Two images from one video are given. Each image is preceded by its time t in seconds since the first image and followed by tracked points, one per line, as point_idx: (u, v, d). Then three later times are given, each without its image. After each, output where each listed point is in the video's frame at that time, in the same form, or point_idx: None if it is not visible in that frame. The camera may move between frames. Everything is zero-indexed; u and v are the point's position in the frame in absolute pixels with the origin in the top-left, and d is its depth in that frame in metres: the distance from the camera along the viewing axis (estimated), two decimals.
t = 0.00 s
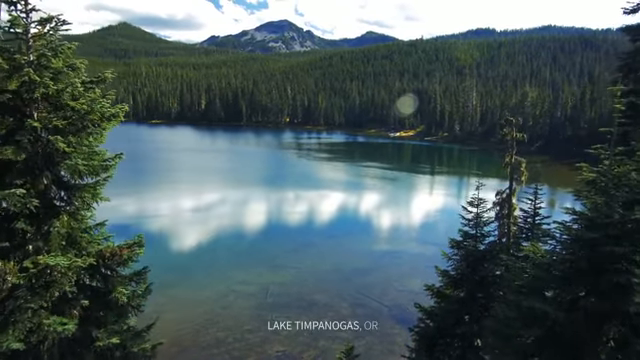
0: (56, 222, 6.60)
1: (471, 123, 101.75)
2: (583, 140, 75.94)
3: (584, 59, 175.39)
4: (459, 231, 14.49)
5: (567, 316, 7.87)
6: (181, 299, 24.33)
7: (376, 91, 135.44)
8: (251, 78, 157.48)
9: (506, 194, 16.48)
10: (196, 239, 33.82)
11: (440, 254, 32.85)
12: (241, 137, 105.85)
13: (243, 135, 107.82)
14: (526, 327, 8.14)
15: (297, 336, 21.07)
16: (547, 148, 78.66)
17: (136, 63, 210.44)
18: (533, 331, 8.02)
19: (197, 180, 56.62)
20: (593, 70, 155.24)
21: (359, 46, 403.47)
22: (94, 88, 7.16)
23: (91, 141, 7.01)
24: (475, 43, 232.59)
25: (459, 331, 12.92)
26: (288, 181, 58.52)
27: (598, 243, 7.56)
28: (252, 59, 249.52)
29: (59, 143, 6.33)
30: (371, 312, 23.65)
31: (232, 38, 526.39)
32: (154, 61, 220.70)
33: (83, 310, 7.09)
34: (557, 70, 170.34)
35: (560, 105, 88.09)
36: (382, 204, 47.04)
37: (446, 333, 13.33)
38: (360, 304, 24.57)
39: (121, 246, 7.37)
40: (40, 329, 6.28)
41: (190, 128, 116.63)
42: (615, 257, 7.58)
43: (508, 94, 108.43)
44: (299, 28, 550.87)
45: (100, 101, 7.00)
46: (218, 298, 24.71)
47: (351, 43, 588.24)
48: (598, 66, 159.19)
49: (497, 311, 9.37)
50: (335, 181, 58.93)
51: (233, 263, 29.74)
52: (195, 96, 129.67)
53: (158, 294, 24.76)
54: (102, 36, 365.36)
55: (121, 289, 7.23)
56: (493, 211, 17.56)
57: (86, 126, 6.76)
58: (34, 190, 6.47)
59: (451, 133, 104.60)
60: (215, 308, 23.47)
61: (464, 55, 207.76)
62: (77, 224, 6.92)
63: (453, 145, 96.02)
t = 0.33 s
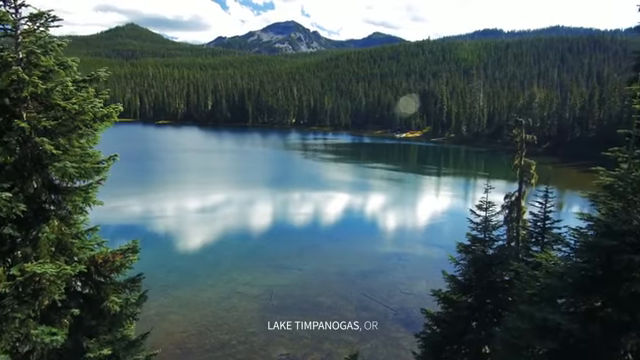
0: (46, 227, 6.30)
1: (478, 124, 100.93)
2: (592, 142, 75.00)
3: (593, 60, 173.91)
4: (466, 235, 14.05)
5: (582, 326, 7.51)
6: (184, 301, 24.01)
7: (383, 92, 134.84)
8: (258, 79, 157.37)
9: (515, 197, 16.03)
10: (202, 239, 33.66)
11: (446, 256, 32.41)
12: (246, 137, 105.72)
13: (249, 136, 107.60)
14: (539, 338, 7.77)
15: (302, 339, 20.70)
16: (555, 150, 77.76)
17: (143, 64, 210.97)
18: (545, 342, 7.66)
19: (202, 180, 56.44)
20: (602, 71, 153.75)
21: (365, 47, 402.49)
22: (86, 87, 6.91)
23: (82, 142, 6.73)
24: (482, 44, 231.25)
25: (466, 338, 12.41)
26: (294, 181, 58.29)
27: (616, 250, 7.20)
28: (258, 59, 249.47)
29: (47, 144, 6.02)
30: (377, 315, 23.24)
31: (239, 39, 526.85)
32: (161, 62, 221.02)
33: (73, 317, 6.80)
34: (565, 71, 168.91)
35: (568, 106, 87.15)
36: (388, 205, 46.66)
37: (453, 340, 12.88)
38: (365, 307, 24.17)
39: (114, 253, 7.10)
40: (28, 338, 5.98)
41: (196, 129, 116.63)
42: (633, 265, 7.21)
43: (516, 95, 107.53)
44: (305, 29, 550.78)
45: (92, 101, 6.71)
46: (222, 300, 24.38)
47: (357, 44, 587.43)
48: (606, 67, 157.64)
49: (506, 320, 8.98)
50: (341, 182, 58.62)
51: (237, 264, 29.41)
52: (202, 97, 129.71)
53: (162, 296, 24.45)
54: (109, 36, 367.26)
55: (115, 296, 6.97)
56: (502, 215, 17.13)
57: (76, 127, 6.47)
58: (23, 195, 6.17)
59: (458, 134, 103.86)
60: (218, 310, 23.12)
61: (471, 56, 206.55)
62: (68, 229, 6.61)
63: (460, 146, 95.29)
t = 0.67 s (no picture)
0: (34, 233, 5.96)
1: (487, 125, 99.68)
2: (601, 143, 74.06)
3: (602, 61, 172.27)
4: (476, 239, 13.57)
5: (602, 339, 7.07)
6: (189, 303, 23.70)
7: (390, 93, 134.19)
8: (265, 80, 157.31)
9: (527, 200, 15.63)
10: (208, 239, 33.48)
11: (454, 258, 31.95)
12: (253, 138, 105.50)
13: (256, 137, 107.49)
14: (555, 351, 7.33)
15: (307, 342, 20.35)
16: (565, 151, 76.77)
17: (151, 65, 211.53)
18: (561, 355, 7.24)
19: (209, 181, 56.21)
20: (612, 72, 152.23)
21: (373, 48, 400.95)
22: (81, 86, 6.68)
23: (75, 145, 6.47)
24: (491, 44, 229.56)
25: (474, 345, 11.85)
26: (301, 182, 57.98)
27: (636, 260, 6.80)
28: (266, 60, 249.33)
29: (35, 146, 5.72)
30: (383, 318, 22.81)
31: (247, 40, 528.17)
32: (169, 64, 221.72)
33: (65, 327, 6.55)
34: (574, 72, 167.45)
35: (578, 107, 86.19)
36: (395, 206, 46.18)
37: (462, 348, 12.38)
38: (371, 310, 23.74)
39: (110, 260, 6.89)
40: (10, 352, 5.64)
41: (203, 130, 116.65)
42: None
43: (524, 96, 106.62)
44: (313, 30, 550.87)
45: (86, 100, 6.45)
46: (227, 302, 24.07)
47: (365, 45, 587.39)
48: (616, 67, 155.89)
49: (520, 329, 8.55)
50: (348, 183, 58.20)
51: (242, 266, 29.08)
52: (209, 98, 129.93)
53: (167, 298, 24.17)
54: (118, 37, 369.82)
55: (108, 305, 6.72)
56: (513, 218, 16.64)
57: (68, 129, 6.21)
58: (11, 200, 5.88)
59: (465, 135, 102.99)
60: (223, 312, 22.80)
61: (479, 57, 205.35)
62: (60, 236, 6.35)
63: (468, 147, 94.42)
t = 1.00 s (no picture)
0: (26, 237, 5.74)
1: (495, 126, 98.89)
2: (611, 145, 73.07)
3: (611, 62, 170.58)
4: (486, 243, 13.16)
5: (619, 350, 6.74)
6: (194, 305, 23.45)
7: (397, 94, 133.60)
8: (271, 81, 157.24)
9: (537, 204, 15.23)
10: (214, 240, 33.37)
11: (461, 261, 31.51)
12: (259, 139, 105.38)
13: (262, 138, 107.37)
14: None
15: (313, 346, 20.03)
16: (573, 153, 75.92)
17: (159, 65, 212.31)
18: None
19: (215, 182, 55.94)
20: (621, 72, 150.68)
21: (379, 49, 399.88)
22: (77, 85, 6.48)
23: (69, 147, 6.24)
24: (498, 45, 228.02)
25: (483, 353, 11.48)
26: (307, 183, 57.72)
27: None
28: (272, 61, 249.30)
29: (26, 147, 5.47)
30: (390, 321, 22.42)
31: (254, 41, 529.19)
32: (176, 65, 222.47)
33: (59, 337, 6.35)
34: (582, 73, 165.97)
35: (587, 109, 85.18)
36: (401, 208, 45.78)
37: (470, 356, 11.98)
38: (378, 313, 23.37)
39: (107, 266, 6.69)
40: None
41: (209, 131, 116.66)
42: None
43: (532, 97, 105.68)
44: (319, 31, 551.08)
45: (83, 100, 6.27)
46: (232, 304, 23.80)
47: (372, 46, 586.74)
48: (625, 68, 154.12)
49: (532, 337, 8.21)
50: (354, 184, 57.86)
51: (247, 267, 28.80)
52: (216, 100, 130.12)
53: (172, 299, 23.94)
54: (126, 39, 372.10)
55: (104, 312, 6.54)
56: (523, 221, 16.22)
57: (63, 130, 5.99)
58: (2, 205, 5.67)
59: (472, 136, 102.20)
60: (228, 314, 22.52)
61: (486, 58, 204.10)
62: (54, 241, 6.15)
63: (475, 148, 93.74)
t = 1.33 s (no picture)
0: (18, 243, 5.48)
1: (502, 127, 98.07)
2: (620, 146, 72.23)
3: (620, 63, 169.01)
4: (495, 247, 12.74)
5: None
6: (199, 306, 23.25)
7: (403, 94, 133.12)
8: (278, 81, 157.19)
9: (548, 207, 14.81)
10: (220, 240, 33.24)
11: (468, 263, 31.13)
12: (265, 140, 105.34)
13: (269, 138, 107.27)
14: None
15: (318, 349, 19.74)
16: (582, 154, 75.17)
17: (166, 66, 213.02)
18: None
19: (221, 182, 55.87)
20: (630, 73, 149.13)
21: (385, 50, 399.31)
22: (72, 83, 6.29)
23: (66, 147, 6.04)
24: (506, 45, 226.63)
25: None
26: (313, 184, 57.50)
27: None
28: (279, 62, 249.46)
29: (18, 150, 5.24)
30: (396, 324, 22.10)
31: (260, 42, 530.43)
32: (184, 65, 223.36)
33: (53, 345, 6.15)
34: (591, 74, 164.40)
35: (596, 110, 84.22)
36: (407, 209, 45.39)
37: None
38: (384, 315, 23.06)
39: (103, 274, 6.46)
40: None
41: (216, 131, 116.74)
42: None
43: (540, 97, 104.78)
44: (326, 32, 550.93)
45: (79, 99, 6.08)
46: (238, 305, 23.56)
47: (378, 46, 585.80)
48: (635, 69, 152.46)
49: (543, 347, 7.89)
50: (360, 185, 57.53)
51: (253, 268, 28.57)
52: (222, 101, 130.40)
53: (176, 300, 23.75)
54: (134, 40, 374.23)
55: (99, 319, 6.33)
56: (533, 225, 15.78)
57: (58, 129, 5.76)
58: None
59: (480, 137, 101.52)
60: (233, 316, 22.30)
61: (493, 58, 202.80)
62: (48, 246, 5.98)
63: (482, 149, 93.12)
